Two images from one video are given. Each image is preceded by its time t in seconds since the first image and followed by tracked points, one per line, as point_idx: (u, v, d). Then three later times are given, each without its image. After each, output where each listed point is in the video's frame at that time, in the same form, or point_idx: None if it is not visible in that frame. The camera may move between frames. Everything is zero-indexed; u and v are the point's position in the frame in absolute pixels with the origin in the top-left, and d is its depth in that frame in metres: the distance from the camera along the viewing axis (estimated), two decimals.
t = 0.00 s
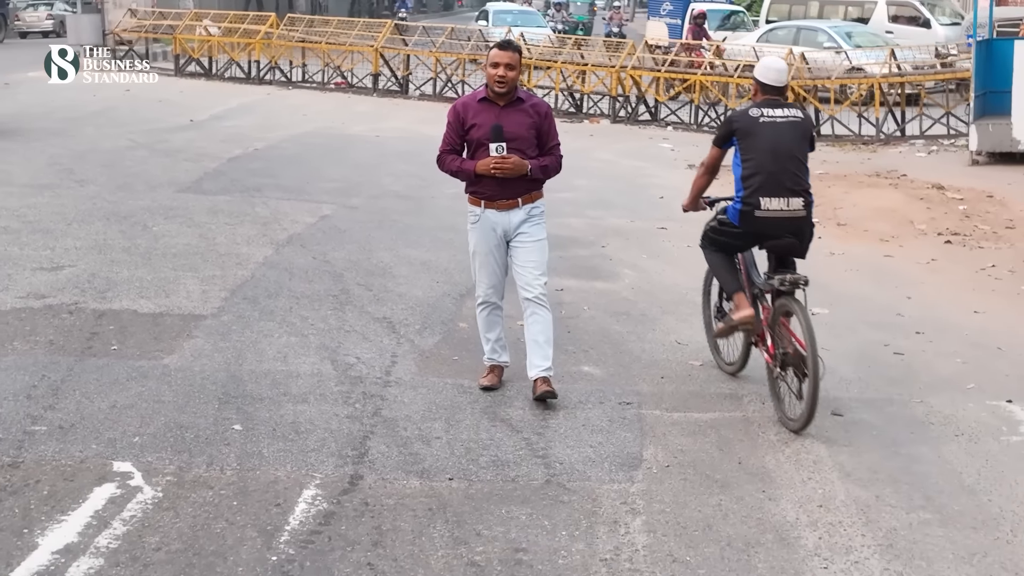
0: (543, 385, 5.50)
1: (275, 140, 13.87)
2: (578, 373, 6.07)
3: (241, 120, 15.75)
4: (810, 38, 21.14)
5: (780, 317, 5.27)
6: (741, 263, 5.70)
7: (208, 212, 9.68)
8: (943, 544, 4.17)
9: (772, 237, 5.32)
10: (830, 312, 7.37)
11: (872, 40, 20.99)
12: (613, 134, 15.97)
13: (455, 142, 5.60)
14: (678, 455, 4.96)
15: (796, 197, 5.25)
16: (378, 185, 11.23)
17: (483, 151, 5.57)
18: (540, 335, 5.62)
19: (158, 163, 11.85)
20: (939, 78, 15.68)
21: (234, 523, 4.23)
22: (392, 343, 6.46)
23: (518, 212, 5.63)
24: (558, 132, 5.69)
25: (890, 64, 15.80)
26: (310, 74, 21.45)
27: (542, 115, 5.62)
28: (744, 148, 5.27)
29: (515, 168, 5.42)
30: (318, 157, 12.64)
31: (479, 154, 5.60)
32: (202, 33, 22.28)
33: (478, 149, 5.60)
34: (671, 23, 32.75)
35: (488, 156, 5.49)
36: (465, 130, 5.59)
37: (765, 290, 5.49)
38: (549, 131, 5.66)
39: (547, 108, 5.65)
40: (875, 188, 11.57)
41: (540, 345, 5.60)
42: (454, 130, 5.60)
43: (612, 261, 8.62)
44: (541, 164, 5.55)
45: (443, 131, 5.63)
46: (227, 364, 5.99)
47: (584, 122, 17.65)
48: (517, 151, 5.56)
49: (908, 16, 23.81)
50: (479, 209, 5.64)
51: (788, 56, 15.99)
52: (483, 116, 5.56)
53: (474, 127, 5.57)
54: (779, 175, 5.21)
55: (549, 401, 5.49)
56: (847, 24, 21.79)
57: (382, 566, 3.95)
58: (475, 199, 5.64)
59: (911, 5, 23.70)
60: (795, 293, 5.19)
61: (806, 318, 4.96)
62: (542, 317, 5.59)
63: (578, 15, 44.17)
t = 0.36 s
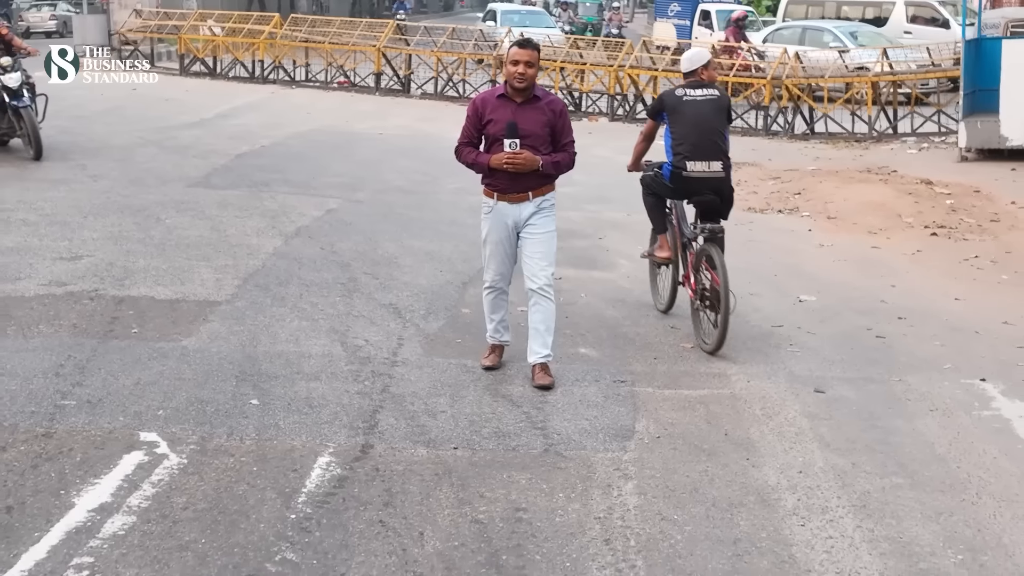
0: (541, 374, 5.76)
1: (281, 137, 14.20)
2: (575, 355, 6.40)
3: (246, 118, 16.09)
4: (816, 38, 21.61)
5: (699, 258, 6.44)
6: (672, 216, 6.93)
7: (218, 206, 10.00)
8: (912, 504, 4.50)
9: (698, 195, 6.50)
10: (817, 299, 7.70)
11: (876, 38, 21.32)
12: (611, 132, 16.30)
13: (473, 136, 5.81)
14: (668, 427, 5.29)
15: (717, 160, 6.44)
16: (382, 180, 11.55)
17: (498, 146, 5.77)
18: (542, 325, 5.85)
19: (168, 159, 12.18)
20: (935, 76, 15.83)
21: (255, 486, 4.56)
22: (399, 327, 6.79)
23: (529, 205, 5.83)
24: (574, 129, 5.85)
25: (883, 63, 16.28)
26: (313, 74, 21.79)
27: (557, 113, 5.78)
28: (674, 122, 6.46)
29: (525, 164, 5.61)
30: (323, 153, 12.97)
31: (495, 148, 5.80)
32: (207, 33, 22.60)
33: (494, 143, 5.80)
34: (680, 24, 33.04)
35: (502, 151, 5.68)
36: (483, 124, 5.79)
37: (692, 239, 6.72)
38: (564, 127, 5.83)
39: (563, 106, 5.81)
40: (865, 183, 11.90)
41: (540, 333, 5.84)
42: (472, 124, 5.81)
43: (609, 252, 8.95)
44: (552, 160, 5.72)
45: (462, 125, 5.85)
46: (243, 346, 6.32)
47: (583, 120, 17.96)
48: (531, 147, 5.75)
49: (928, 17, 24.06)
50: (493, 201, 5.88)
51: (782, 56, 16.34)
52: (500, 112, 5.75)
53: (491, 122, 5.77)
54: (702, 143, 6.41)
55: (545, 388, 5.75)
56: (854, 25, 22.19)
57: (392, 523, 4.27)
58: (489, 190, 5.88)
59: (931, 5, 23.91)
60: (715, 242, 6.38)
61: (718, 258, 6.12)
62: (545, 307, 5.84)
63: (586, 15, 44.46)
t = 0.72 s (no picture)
0: (538, 351, 6.15)
1: (287, 133, 14.58)
2: (570, 334, 6.78)
3: (252, 115, 16.46)
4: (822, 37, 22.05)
5: (641, 216, 7.84)
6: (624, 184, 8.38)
7: (227, 198, 10.38)
8: (880, 464, 4.87)
9: (640, 161, 7.93)
10: (802, 284, 8.08)
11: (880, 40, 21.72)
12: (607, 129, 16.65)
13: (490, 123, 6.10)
14: (657, 398, 5.67)
15: (654, 131, 7.85)
16: (385, 174, 11.93)
17: (513, 133, 6.07)
18: (541, 306, 6.20)
19: (178, 154, 12.56)
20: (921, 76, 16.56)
21: (273, 448, 4.94)
22: (404, 309, 7.16)
23: (540, 191, 6.12)
24: (587, 120, 6.17)
25: (873, 61, 16.70)
26: (316, 72, 22.17)
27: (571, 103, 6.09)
28: (619, 100, 7.85)
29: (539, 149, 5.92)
30: (327, 149, 13.35)
31: (510, 136, 6.09)
32: (211, 32, 22.93)
33: (510, 130, 6.09)
34: (686, 23, 33.41)
35: (516, 137, 5.98)
36: (500, 112, 6.09)
37: (638, 198, 8.08)
38: (577, 118, 6.14)
39: (578, 98, 6.12)
40: (854, 177, 12.29)
41: (539, 313, 6.18)
42: (490, 112, 6.11)
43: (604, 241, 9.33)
44: (564, 148, 6.04)
45: (481, 112, 6.15)
46: (256, 325, 6.70)
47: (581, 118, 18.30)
48: (545, 135, 6.05)
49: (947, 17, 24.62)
50: (504, 185, 6.16)
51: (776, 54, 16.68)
52: (517, 101, 6.06)
53: (508, 110, 6.07)
54: (642, 118, 7.80)
55: (543, 362, 6.14)
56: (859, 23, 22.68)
57: (400, 480, 4.65)
58: (502, 176, 6.17)
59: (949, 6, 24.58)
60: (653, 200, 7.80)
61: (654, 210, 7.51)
62: (547, 290, 6.17)
63: (591, 16, 44.77)
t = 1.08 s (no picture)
0: (538, 331, 6.53)
1: (293, 130, 14.97)
2: (567, 317, 7.16)
3: (258, 113, 16.84)
4: (829, 36, 22.48)
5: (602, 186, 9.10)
6: (589, 161, 9.66)
7: (237, 191, 10.76)
8: (854, 432, 5.25)
9: (602, 139, 9.15)
10: (790, 272, 8.46)
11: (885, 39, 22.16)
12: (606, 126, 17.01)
13: (497, 116, 6.44)
14: (648, 374, 6.05)
15: (613, 113, 9.10)
16: (388, 169, 12.32)
17: (518, 125, 6.40)
18: (540, 290, 6.57)
19: (187, 149, 12.94)
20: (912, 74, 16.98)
21: (291, 417, 5.32)
22: (410, 295, 7.55)
23: (543, 182, 6.45)
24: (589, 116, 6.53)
25: (865, 60, 17.09)
26: (319, 71, 22.55)
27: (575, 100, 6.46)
28: (584, 86, 9.05)
29: (544, 139, 6.25)
30: (332, 144, 13.73)
31: (516, 128, 6.42)
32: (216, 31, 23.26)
33: (516, 123, 6.42)
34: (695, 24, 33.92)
35: (523, 128, 6.31)
36: (507, 106, 6.44)
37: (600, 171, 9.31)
38: (580, 114, 6.51)
39: (581, 95, 6.50)
40: (843, 172, 12.67)
41: (539, 297, 6.57)
42: (497, 106, 6.45)
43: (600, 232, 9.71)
44: (567, 140, 6.39)
45: (488, 107, 6.49)
46: (270, 309, 7.08)
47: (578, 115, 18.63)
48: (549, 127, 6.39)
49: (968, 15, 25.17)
50: (509, 174, 6.46)
51: (770, 52, 17.02)
52: (524, 95, 6.42)
53: (514, 104, 6.42)
54: (604, 101, 9.04)
55: (542, 342, 6.52)
56: (864, 23, 23.14)
57: (409, 445, 5.02)
58: (507, 166, 6.47)
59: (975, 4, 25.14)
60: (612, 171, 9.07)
61: (613, 179, 8.82)
62: (547, 275, 6.54)
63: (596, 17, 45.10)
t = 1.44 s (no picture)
0: (539, 319, 6.93)
1: (300, 129, 15.37)
2: (567, 306, 7.57)
3: (265, 112, 17.23)
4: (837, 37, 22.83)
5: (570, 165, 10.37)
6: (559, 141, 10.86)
7: (249, 188, 11.16)
8: (833, 409, 5.66)
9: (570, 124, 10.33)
10: (780, 265, 8.86)
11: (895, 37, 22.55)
12: (605, 126, 17.41)
13: (497, 120, 6.80)
14: (642, 357, 6.46)
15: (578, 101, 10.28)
16: (393, 167, 12.72)
17: (519, 128, 6.76)
18: (540, 281, 6.96)
19: (198, 148, 13.34)
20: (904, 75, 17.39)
21: (310, 395, 5.72)
22: (419, 285, 7.95)
23: (545, 180, 6.82)
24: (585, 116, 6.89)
25: (858, 61, 17.51)
26: (324, 71, 22.96)
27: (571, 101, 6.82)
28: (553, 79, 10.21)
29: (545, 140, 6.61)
30: (338, 143, 14.13)
31: (517, 131, 6.79)
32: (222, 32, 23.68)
33: (516, 126, 6.78)
34: (705, 26, 34.29)
35: (524, 131, 6.67)
36: (507, 111, 6.80)
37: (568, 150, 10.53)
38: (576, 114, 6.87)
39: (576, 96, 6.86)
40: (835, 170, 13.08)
41: (539, 287, 6.95)
42: (497, 110, 6.80)
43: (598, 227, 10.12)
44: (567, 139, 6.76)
45: (488, 112, 6.84)
46: (285, 298, 7.48)
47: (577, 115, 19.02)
48: (548, 129, 6.76)
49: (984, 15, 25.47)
50: (513, 174, 6.81)
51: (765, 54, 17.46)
52: (522, 100, 6.78)
53: (514, 108, 6.78)
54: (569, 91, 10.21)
55: (543, 329, 6.92)
56: (873, 25, 23.48)
57: (421, 420, 5.43)
58: (510, 166, 6.82)
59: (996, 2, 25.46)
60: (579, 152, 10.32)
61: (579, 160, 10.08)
62: (548, 269, 6.93)
63: (601, 19, 45.47)
